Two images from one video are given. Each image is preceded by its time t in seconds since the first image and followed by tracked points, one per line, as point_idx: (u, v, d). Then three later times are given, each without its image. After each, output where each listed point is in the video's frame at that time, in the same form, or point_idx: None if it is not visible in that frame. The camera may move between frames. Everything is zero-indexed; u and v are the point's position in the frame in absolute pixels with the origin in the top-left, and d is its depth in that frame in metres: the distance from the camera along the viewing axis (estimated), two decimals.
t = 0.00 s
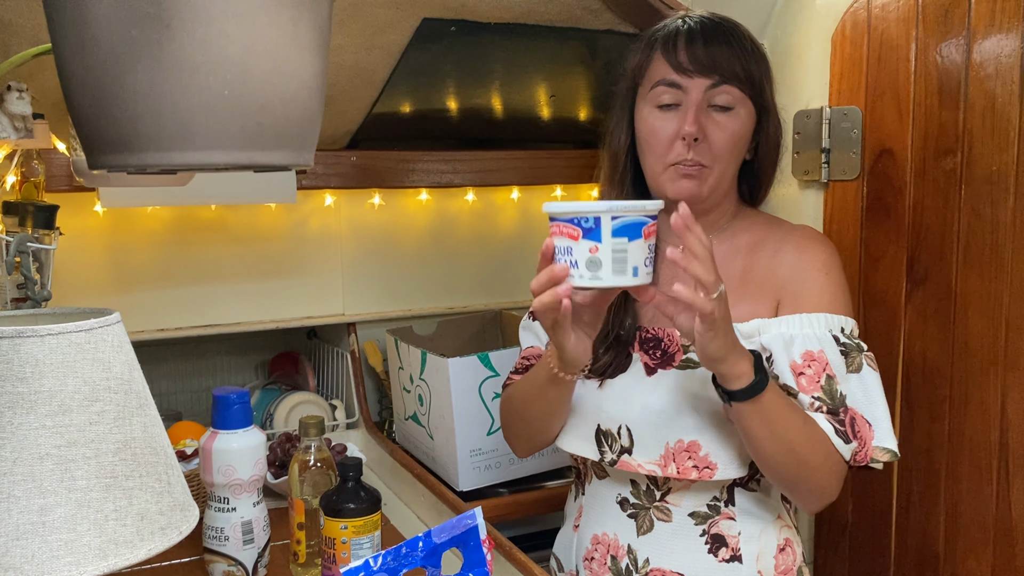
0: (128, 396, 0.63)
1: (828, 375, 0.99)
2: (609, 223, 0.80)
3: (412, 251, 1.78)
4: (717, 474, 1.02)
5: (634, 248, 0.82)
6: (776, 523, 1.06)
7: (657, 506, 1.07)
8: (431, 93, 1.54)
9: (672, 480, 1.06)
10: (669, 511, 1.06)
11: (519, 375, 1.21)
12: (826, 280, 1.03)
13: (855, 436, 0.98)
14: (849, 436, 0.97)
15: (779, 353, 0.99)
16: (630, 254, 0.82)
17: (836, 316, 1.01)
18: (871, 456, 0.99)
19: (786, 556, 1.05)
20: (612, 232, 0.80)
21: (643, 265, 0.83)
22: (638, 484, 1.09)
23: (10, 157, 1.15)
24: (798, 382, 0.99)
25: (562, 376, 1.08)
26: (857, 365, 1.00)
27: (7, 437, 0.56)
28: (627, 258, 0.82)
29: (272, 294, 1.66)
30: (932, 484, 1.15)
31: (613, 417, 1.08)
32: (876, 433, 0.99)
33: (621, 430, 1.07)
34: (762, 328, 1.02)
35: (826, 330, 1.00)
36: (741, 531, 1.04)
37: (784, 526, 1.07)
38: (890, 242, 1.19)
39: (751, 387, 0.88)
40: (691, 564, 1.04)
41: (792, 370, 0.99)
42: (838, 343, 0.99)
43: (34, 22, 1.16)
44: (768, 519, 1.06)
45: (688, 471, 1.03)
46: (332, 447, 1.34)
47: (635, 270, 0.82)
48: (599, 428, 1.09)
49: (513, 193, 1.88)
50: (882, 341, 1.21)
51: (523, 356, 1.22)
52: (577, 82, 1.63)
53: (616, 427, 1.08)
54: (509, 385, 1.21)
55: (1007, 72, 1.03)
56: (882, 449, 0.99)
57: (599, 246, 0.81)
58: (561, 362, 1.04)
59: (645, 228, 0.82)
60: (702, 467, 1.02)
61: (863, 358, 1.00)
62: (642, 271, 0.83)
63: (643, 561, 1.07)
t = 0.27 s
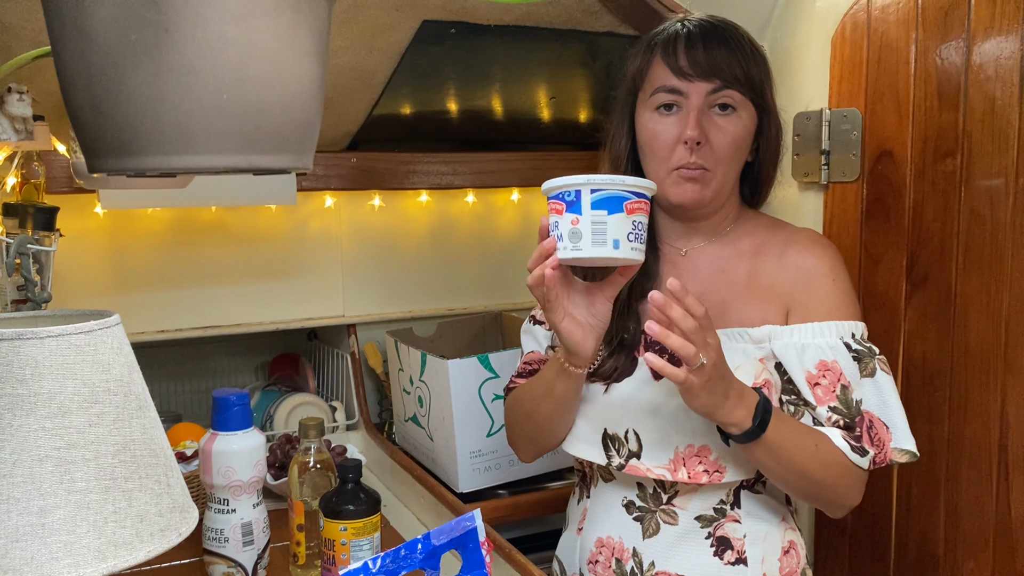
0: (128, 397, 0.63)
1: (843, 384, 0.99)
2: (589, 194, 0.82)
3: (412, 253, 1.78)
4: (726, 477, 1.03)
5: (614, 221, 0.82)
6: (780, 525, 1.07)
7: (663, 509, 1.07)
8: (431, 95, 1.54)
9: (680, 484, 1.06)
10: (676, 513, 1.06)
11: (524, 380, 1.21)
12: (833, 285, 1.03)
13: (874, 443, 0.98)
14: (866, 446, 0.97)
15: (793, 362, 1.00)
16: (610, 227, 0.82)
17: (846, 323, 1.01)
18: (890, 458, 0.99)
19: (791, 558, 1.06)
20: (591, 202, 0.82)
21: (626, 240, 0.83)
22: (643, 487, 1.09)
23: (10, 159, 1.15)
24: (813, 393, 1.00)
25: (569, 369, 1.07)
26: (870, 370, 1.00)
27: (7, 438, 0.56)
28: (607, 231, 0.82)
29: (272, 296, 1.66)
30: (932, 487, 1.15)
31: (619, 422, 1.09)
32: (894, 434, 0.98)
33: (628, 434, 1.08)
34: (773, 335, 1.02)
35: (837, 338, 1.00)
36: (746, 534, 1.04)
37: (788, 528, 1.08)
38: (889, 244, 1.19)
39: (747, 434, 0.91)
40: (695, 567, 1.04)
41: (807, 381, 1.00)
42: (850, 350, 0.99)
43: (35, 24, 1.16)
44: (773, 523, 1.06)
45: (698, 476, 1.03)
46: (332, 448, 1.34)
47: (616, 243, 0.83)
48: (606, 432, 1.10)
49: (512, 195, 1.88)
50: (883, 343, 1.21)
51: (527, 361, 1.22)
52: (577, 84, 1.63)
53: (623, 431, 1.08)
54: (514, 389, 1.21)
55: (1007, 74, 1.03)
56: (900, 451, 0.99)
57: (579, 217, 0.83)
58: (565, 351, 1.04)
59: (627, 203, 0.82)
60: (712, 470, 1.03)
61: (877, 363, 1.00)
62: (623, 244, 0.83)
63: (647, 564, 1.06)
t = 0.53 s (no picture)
0: (128, 398, 0.63)
1: (840, 388, 0.99)
2: (606, 234, 0.81)
3: (413, 254, 1.78)
4: (723, 478, 1.03)
5: (633, 256, 0.81)
6: (781, 528, 1.07)
7: (663, 511, 1.07)
8: (432, 96, 1.54)
9: (679, 486, 1.06)
10: (676, 515, 1.06)
11: (531, 384, 1.21)
12: (834, 288, 1.03)
13: (871, 447, 0.98)
14: (861, 451, 0.97)
15: (791, 365, 1.00)
16: (630, 264, 0.81)
17: (847, 325, 1.01)
18: (888, 462, 0.98)
19: (791, 560, 1.05)
20: (609, 243, 0.81)
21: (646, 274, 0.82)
22: (644, 489, 1.09)
23: (11, 159, 1.15)
24: (811, 396, 1.00)
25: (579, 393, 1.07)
26: (870, 374, 1.00)
27: (8, 439, 0.57)
28: (628, 269, 0.81)
29: (272, 296, 1.66)
30: (933, 488, 1.15)
31: (619, 425, 1.09)
32: (894, 439, 0.98)
33: (627, 436, 1.08)
34: (772, 338, 1.03)
35: (837, 341, 1.00)
36: (747, 537, 1.04)
37: (790, 531, 1.07)
38: (890, 245, 1.19)
39: (726, 437, 0.94)
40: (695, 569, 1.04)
41: (805, 385, 1.00)
42: (850, 354, 0.99)
43: (36, 25, 1.17)
44: (774, 525, 1.06)
45: (696, 477, 1.03)
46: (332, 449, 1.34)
47: (638, 280, 0.82)
48: (606, 435, 1.10)
49: (513, 196, 1.88)
50: (884, 344, 1.21)
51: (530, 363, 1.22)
52: (578, 85, 1.63)
53: (622, 433, 1.09)
54: (521, 393, 1.21)
55: (1007, 75, 1.02)
56: (899, 455, 0.98)
57: (598, 258, 0.81)
58: (573, 376, 1.04)
59: (644, 238, 0.82)
60: (709, 472, 1.03)
61: (877, 366, 1.00)
62: (645, 280, 0.82)
63: (648, 565, 1.06)
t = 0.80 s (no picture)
0: (130, 399, 0.63)
1: (841, 394, 0.99)
2: (598, 243, 0.81)
3: (414, 256, 1.78)
4: (723, 486, 1.03)
5: (627, 265, 0.81)
6: (783, 533, 1.06)
7: (666, 515, 1.07)
8: (433, 97, 1.54)
9: (680, 491, 1.06)
10: (677, 520, 1.06)
11: (533, 387, 1.22)
12: (836, 293, 1.03)
13: (873, 453, 0.98)
14: (863, 457, 0.97)
15: (792, 372, 1.00)
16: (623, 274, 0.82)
17: (849, 331, 1.01)
18: (891, 469, 0.98)
19: (792, 565, 1.05)
20: (602, 254, 0.81)
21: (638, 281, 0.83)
22: (646, 493, 1.09)
23: (13, 160, 1.15)
24: (812, 403, 1.00)
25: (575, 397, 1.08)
26: (873, 379, 1.00)
27: (9, 440, 0.57)
28: (620, 278, 0.82)
29: (273, 297, 1.66)
30: (935, 490, 1.15)
31: (620, 430, 1.10)
32: (896, 445, 0.98)
33: (628, 442, 1.08)
34: (773, 344, 1.02)
35: (839, 347, 1.00)
36: (749, 542, 1.04)
37: (791, 535, 1.06)
38: (891, 247, 1.19)
39: (724, 446, 0.94)
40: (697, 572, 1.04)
41: (806, 391, 1.00)
42: (851, 359, 0.99)
43: (39, 26, 1.17)
44: (776, 530, 1.05)
45: (696, 485, 1.03)
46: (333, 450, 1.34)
47: (630, 288, 0.82)
48: (606, 439, 1.11)
49: (514, 198, 1.88)
50: (886, 346, 1.21)
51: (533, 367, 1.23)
52: (579, 86, 1.63)
53: (623, 439, 1.09)
54: (524, 396, 1.21)
55: (1009, 75, 1.02)
56: (902, 461, 0.97)
57: (591, 266, 0.82)
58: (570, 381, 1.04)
59: (638, 246, 0.82)
60: (709, 480, 1.03)
61: (878, 371, 1.00)
62: (638, 288, 0.82)
63: (652, 569, 1.06)
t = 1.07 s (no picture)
0: (132, 398, 0.63)
1: (842, 397, 0.99)
2: (603, 257, 0.80)
3: (415, 256, 1.78)
4: (723, 488, 1.03)
5: (628, 284, 0.80)
6: (784, 535, 1.06)
7: (667, 515, 1.07)
8: (435, 97, 1.54)
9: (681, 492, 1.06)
10: (678, 521, 1.06)
11: (535, 387, 1.22)
12: (836, 296, 1.03)
13: (874, 456, 0.98)
14: (864, 460, 0.98)
15: (792, 375, 1.00)
16: (622, 292, 0.80)
17: (850, 333, 1.01)
18: (892, 471, 0.98)
19: (793, 567, 1.05)
20: (606, 267, 0.80)
21: (638, 304, 0.81)
22: (647, 493, 1.09)
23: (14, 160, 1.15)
24: (813, 406, 1.00)
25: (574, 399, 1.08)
26: (874, 382, 1.00)
27: (11, 439, 0.57)
28: (619, 295, 0.80)
29: (274, 298, 1.66)
30: (936, 490, 1.15)
31: (621, 431, 1.10)
32: (899, 447, 0.98)
33: (628, 444, 1.08)
34: (773, 346, 1.02)
35: (840, 350, 1.00)
36: (750, 544, 1.04)
37: (790, 535, 1.06)
38: (892, 248, 1.19)
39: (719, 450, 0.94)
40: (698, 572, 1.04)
41: (807, 394, 1.00)
42: (852, 362, 0.99)
43: (41, 26, 1.17)
44: (776, 532, 1.05)
45: (695, 486, 1.03)
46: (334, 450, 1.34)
47: (627, 308, 0.80)
48: (607, 440, 1.11)
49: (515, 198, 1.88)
50: (887, 347, 1.21)
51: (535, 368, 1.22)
52: (581, 86, 1.63)
53: (623, 440, 1.09)
54: (525, 396, 1.21)
55: (1010, 77, 1.03)
56: (903, 463, 0.98)
57: (592, 277, 0.80)
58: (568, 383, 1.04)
59: (643, 267, 0.80)
60: (709, 482, 1.03)
61: (879, 373, 1.00)
62: (635, 310, 0.80)
63: (653, 568, 1.06)
